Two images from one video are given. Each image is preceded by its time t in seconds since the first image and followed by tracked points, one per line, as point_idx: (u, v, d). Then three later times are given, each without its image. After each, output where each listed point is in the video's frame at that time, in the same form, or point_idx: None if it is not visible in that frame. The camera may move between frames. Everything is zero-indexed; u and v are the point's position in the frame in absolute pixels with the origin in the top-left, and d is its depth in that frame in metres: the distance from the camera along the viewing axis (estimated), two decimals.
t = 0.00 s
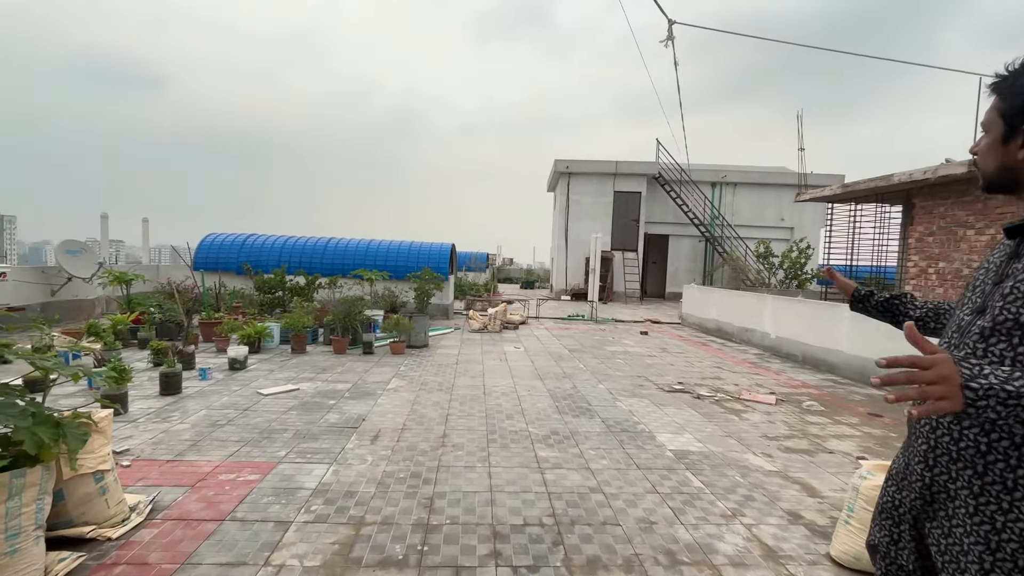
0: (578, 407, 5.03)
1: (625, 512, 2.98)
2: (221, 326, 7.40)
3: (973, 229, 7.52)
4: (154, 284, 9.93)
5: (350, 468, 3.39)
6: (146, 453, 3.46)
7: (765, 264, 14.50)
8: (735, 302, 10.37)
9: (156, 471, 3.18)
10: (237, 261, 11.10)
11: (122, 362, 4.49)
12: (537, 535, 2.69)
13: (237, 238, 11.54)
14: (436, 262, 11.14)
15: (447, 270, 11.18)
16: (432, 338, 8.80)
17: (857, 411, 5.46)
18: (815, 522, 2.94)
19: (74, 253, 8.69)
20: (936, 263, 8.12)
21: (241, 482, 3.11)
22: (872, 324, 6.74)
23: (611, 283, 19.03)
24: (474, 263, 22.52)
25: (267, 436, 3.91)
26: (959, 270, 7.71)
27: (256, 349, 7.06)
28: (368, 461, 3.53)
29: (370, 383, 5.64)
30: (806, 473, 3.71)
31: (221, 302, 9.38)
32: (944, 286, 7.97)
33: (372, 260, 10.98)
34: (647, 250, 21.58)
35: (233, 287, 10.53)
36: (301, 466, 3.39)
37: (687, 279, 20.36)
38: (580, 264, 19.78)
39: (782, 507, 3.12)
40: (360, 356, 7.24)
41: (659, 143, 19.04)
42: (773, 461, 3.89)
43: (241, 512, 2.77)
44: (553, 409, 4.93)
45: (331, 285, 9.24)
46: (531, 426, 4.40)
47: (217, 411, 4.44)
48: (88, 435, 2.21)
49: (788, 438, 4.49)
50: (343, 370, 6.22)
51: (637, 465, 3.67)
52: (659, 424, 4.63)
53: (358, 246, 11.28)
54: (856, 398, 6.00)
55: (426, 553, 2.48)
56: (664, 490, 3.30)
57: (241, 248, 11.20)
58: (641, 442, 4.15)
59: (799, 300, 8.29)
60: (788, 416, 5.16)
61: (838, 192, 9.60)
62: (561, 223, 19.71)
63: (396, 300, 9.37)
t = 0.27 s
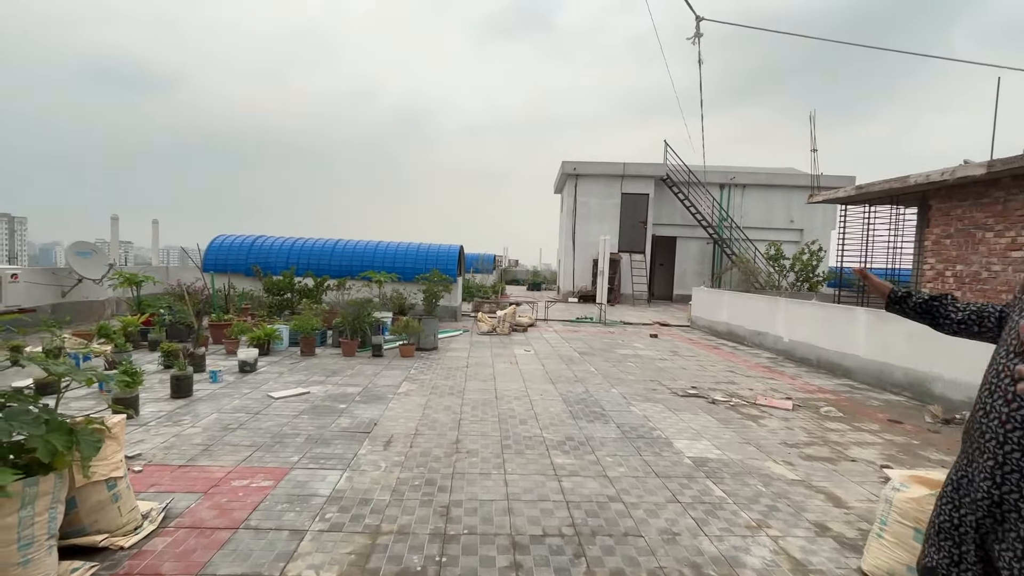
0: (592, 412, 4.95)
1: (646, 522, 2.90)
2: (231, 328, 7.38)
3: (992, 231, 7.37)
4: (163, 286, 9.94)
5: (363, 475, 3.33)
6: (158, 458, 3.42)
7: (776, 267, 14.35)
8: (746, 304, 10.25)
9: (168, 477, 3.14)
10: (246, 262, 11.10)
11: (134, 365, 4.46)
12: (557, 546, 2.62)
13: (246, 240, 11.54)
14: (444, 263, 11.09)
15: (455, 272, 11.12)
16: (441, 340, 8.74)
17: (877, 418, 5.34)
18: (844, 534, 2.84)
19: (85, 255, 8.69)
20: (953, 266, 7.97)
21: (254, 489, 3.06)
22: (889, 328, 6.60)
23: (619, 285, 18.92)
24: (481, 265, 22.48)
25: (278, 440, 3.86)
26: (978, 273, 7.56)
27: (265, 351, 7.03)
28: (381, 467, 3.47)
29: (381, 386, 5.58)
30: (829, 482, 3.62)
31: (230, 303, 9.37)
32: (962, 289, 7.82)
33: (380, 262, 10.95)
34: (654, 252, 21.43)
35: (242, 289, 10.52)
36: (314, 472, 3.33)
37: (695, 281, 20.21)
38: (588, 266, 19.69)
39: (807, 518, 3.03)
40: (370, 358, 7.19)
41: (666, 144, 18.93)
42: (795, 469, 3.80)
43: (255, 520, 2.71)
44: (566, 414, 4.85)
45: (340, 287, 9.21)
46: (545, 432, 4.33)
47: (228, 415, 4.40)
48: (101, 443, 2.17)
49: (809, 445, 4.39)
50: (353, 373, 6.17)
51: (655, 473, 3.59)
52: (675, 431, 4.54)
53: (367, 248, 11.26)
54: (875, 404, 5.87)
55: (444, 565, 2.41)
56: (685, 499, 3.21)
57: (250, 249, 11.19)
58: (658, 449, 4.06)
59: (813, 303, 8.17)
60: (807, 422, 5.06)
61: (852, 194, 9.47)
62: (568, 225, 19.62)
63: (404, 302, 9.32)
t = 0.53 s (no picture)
0: (601, 416, 4.87)
1: (663, 532, 2.81)
2: (232, 331, 7.29)
3: (1001, 232, 7.29)
4: (163, 287, 9.84)
5: (370, 482, 3.25)
6: (160, 465, 3.33)
7: (780, 268, 14.26)
8: (752, 306, 10.17)
9: (170, 485, 3.05)
10: (246, 264, 11.01)
11: (134, 368, 4.37)
12: (573, 557, 2.54)
13: (247, 241, 11.46)
14: (447, 265, 11.01)
15: (458, 273, 11.04)
16: (444, 342, 8.66)
17: (890, 422, 5.26)
18: (867, 545, 2.76)
19: (85, 256, 8.60)
20: (962, 267, 7.90)
21: (259, 497, 2.97)
22: (900, 331, 6.52)
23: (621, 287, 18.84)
24: (482, 266, 22.39)
25: (283, 446, 3.77)
26: (987, 275, 7.48)
27: (267, 354, 6.93)
28: (388, 474, 3.38)
29: (385, 390, 5.49)
30: (847, 489, 3.53)
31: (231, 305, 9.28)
32: (971, 291, 7.74)
33: (382, 263, 10.87)
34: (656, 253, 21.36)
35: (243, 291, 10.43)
36: (320, 479, 3.25)
37: (697, 283, 20.13)
38: (590, 267, 19.60)
39: (828, 527, 2.94)
40: (373, 361, 7.10)
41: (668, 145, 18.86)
42: (811, 476, 3.71)
43: (260, 530, 2.63)
44: (575, 419, 4.76)
45: (342, 288, 9.13)
46: (554, 437, 4.24)
47: (230, 420, 4.31)
48: (102, 452, 2.09)
49: (823, 450, 4.31)
50: (356, 376, 6.08)
51: (669, 480, 3.50)
52: (687, 436, 4.46)
53: (368, 249, 11.18)
54: (886, 408, 5.79)
55: None
56: (701, 507, 3.13)
57: (251, 251, 11.11)
58: (670, 454, 3.98)
59: (821, 305, 8.09)
60: (819, 426, 4.97)
61: (859, 194, 9.41)
62: (570, 226, 19.54)
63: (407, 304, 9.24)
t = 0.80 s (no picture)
0: (606, 420, 4.75)
1: (679, 543, 2.69)
2: (227, 332, 7.13)
3: (1005, 231, 7.24)
4: (156, 288, 9.66)
5: (371, 491, 3.11)
6: (150, 473, 3.18)
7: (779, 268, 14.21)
8: (753, 306, 10.09)
9: (160, 496, 2.90)
10: (241, 264, 10.84)
11: (125, 372, 4.21)
12: (587, 571, 2.41)
13: (241, 241, 11.28)
14: (445, 265, 10.87)
15: (456, 273, 10.91)
16: (443, 344, 8.52)
17: (899, 424, 5.18)
18: (892, 555, 2.65)
19: (75, 257, 8.41)
20: (965, 267, 7.84)
21: (255, 508, 2.83)
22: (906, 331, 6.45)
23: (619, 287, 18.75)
24: (479, 267, 22.27)
25: (279, 453, 3.63)
26: (991, 274, 7.42)
27: (262, 356, 6.77)
28: (390, 482, 3.24)
29: (384, 393, 5.35)
30: (864, 495, 3.42)
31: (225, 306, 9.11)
32: (975, 290, 7.68)
33: (379, 263, 10.72)
34: (654, 253, 21.30)
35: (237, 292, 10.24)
36: (318, 488, 3.10)
37: (695, 283, 20.08)
38: (587, 268, 19.50)
39: (848, 536, 2.83)
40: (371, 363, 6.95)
41: (666, 145, 18.81)
42: (825, 481, 3.61)
43: (256, 544, 2.48)
44: (580, 422, 4.64)
45: (338, 289, 8.97)
46: (560, 442, 4.12)
47: (224, 425, 4.15)
48: (86, 464, 1.95)
49: (834, 454, 4.21)
50: (354, 379, 5.93)
51: (681, 486, 3.38)
52: (695, 440, 4.35)
53: (365, 249, 11.03)
54: (894, 409, 5.71)
55: None
56: (717, 516, 3.01)
57: (245, 251, 10.94)
58: (680, 459, 3.87)
59: (824, 305, 8.01)
60: (828, 429, 4.88)
61: (860, 194, 9.37)
62: (568, 226, 19.44)
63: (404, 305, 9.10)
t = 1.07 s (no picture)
0: (611, 426, 4.59)
1: (697, 561, 2.54)
2: (216, 336, 6.90)
3: (1008, 231, 7.18)
4: (142, 290, 9.39)
5: (368, 507, 2.93)
6: (131, 489, 2.97)
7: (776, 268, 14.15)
8: (752, 307, 9.99)
9: (141, 515, 2.70)
10: (230, 265, 10.58)
11: (106, 379, 3.99)
12: None
13: (231, 241, 11.03)
14: (440, 266, 10.67)
15: (451, 274, 10.72)
16: (439, 347, 8.33)
17: (908, 428, 5.07)
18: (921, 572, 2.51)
19: (58, 258, 8.14)
20: (967, 267, 7.78)
21: (244, 527, 2.64)
22: (909, 332, 6.35)
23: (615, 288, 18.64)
24: (474, 267, 22.07)
25: (270, 465, 3.43)
26: (993, 274, 7.36)
27: (252, 360, 6.55)
28: (388, 496, 3.06)
29: (380, 399, 5.16)
30: (882, 505, 3.29)
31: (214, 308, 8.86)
32: (977, 291, 7.63)
33: (373, 264, 10.51)
34: (649, 253, 21.21)
35: (227, 293, 9.99)
36: (312, 504, 2.92)
37: (690, 283, 20.02)
38: (583, 268, 19.37)
39: (873, 552, 2.69)
40: (365, 367, 6.75)
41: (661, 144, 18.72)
42: (841, 490, 3.47)
43: (244, 569, 2.29)
44: (583, 429, 4.48)
45: (332, 290, 8.76)
46: (564, 450, 3.96)
47: (212, 435, 3.95)
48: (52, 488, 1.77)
49: (847, 460, 4.08)
50: (348, 384, 5.73)
51: (694, 498, 3.23)
52: (704, 446, 4.20)
53: (358, 249, 10.81)
54: (901, 412, 5.60)
55: None
56: (734, 530, 2.86)
57: (235, 251, 10.68)
58: (690, 468, 3.72)
59: (825, 306, 7.91)
60: (837, 434, 4.75)
61: (859, 194, 9.32)
62: (563, 226, 19.30)
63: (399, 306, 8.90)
